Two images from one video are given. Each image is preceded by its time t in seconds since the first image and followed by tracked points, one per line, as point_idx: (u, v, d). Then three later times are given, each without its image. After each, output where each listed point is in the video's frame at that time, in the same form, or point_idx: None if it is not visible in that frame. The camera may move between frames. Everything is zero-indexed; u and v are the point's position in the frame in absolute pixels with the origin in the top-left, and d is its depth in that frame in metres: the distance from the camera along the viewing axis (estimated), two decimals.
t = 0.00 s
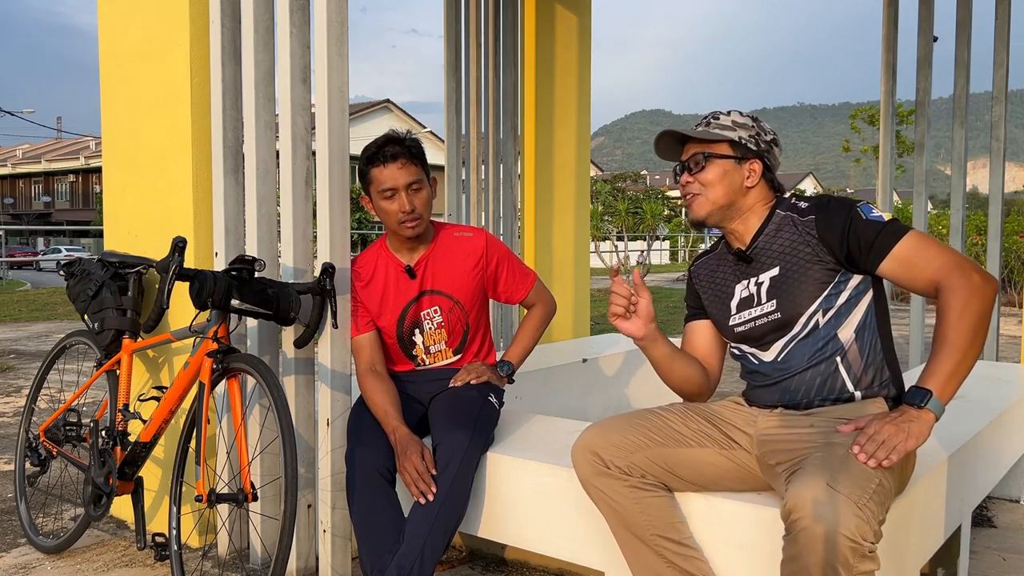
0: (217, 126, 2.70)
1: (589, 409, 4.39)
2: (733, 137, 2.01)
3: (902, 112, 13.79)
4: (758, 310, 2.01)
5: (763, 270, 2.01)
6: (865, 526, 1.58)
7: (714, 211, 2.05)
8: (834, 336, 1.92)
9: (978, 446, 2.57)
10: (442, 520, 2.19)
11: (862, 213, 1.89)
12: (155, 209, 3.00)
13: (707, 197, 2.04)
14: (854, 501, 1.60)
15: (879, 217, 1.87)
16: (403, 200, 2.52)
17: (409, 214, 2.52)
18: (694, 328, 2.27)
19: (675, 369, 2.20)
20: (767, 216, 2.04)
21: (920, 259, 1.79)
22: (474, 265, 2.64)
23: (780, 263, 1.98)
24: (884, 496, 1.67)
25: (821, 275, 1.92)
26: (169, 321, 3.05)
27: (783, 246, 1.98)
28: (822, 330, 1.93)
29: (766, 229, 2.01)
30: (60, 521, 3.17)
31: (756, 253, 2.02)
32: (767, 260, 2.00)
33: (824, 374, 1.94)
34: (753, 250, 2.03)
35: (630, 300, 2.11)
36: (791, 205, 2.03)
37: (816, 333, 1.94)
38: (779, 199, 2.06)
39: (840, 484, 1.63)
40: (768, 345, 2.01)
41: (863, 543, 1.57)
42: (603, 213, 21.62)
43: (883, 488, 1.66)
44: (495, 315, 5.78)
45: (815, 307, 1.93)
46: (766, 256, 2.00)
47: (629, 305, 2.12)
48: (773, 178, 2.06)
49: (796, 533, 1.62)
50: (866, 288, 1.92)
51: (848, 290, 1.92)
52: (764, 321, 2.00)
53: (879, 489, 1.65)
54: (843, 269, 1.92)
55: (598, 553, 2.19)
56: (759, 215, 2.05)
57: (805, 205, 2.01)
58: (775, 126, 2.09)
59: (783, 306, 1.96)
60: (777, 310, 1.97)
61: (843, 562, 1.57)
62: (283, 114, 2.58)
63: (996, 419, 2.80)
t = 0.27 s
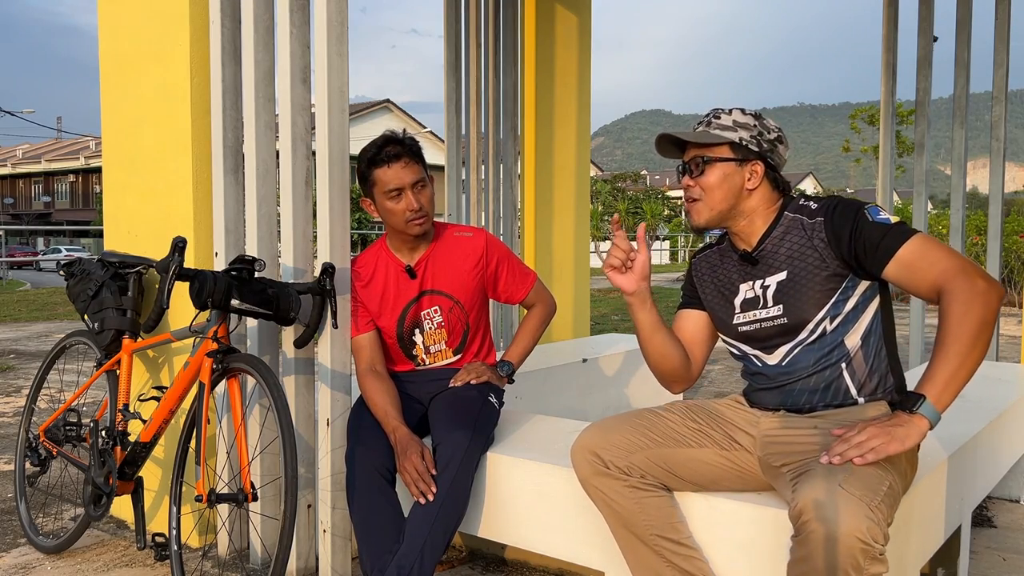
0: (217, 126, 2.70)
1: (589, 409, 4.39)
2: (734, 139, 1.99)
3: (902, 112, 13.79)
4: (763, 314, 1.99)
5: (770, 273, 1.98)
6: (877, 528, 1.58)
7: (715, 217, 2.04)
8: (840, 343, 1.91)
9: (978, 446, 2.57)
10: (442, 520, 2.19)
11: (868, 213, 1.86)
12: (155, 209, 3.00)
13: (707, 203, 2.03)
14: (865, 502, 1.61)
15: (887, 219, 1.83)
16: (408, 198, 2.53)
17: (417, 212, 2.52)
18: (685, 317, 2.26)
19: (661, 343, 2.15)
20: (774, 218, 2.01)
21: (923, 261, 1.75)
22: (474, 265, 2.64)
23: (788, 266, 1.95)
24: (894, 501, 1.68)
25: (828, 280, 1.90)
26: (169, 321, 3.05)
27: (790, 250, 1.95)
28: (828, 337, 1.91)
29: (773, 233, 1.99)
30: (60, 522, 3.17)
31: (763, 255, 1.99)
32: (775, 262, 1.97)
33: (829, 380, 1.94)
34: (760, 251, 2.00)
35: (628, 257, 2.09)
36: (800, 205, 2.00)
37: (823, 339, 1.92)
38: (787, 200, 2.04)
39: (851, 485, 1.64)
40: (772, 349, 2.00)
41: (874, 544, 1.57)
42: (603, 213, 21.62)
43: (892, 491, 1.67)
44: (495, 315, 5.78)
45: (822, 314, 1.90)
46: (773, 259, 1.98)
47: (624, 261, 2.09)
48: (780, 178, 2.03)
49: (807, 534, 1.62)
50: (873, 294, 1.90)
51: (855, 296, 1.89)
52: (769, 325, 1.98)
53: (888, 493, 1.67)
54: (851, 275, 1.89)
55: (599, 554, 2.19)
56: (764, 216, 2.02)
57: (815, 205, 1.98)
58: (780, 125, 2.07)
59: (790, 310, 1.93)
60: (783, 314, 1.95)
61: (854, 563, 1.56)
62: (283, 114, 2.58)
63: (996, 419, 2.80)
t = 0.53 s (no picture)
0: (217, 126, 2.70)
1: (589, 409, 4.38)
2: (734, 133, 1.98)
3: (902, 112, 13.79)
4: (756, 322, 1.99)
5: (763, 279, 1.98)
6: (893, 536, 1.58)
7: (712, 211, 2.02)
8: (834, 349, 1.91)
9: (978, 446, 2.57)
10: (443, 520, 2.19)
11: (849, 215, 1.84)
12: (155, 208, 3.00)
13: (705, 197, 2.02)
14: (883, 510, 1.60)
15: (867, 220, 1.79)
16: (411, 198, 2.53)
17: (420, 211, 2.52)
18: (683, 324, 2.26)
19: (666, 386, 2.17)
20: (768, 220, 2.00)
21: (898, 260, 1.71)
22: (474, 265, 2.64)
23: (780, 273, 1.95)
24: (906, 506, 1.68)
25: (819, 287, 1.90)
26: (169, 321, 3.05)
27: (781, 255, 1.95)
28: (821, 344, 1.91)
29: (764, 238, 1.98)
30: (60, 522, 3.17)
31: (755, 261, 1.99)
32: (767, 268, 1.97)
33: (823, 387, 1.94)
34: (752, 257, 2.00)
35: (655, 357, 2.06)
36: (791, 207, 1.99)
37: (817, 346, 1.92)
38: (780, 199, 2.03)
39: (869, 493, 1.62)
40: (769, 356, 2.01)
41: (890, 552, 1.57)
42: (603, 213, 21.62)
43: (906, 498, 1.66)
44: (495, 315, 5.78)
45: (814, 321, 1.91)
46: (764, 266, 1.97)
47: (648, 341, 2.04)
48: (776, 176, 2.02)
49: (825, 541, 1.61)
50: (865, 299, 1.89)
51: (847, 302, 1.88)
52: (763, 334, 1.98)
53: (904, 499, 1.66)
54: (840, 279, 1.88)
55: (598, 553, 2.19)
56: (759, 218, 2.02)
57: (805, 207, 1.96)
58: (781, 122, 2.06)
59: (782, 318, 1.94)
60: (776, 322, 1.95)
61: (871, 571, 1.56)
62: (283, 114, 2.58)
63: (996, 419, 2.80)
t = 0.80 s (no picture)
0: (217, 126, 2.70)
1: (589, 409, 4.38)
2: (728, 132, 1.96)
3: (902, 112, 13.79)
4: (746, 326, 1.97)
5: (753, 282, 1.96)
6: (865, 543, 1.58)
7: (704, 210, 1.99)
8: (823, 352, 1.90)
9: (978, 446, 2.57)
10: (443, 520, 2.20)
11: (832, 215, 1.83)
12: (155, 208, 3.01)
13: (697, 196, 1.99)
14: (855, 518, 1.60)
15: (850, 221, 1.79)
16: (411, 198, 2.53)
17: (419, 211, 2.52)
18: (667, 335, 2.21)
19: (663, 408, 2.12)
20: (757, 220, 1.99)
21: (879, 271, 1.72)
22: (473, 266, 2.64)
23: (770, 276, 1.93)
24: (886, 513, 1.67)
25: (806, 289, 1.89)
26: (169, 321, 3.05)
27: (769, 258, 1.93)
28: (810, 348, 1.90)
29: (754, 240, 1.96)
30: (60, 521, 3.17)
31: (746, 264, 1.97)
32: (758, 271, 1.95)
33: (814, 390, 1.93)
34: (743, 260, 1.97)
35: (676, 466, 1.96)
36: (778, 208, 1.97)
37: (806, 350, 1.91)
38: (767, 200, 2.02)
39: (841, 502, 1.62)
40: (758, 363, 1.99)
41: (863, 561, 1.56)
42: (604, 213, 21.62)
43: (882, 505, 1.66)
44: (495, 315, 5.78)
45: (801, 324, 1.90)
46: (754, 268, 1.95)
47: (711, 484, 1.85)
48: (766, 176, 2.01)
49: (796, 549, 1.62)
50: (851, 304, 1.88)
51: (834, 306, 1.88)
52: (755, 337, 1.96)
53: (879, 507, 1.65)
54: (827, 282, 1.88)
55: (598, 553, 2.19)
56: (749, 219, 2.00)
57: (791, 207, 1.96)
58: (769, 121, 2.06)
59: (773, 322, 1.93)
60: (767, 326, 1.94)
61: None
62: (283, 114, 2.58)
63: (996, 419, 2.81)
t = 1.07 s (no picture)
0: (217, 126, 2.70)
1: (588, 409, 4.38)
2: (721, 135, 1.96)
3: (902, 112, 13.80)
4: (744, 328, 1.97)
5: (752, 283, 1.95)
6: (843, 547, 1.59)
7: (697, 214, 1.99)
8: (823, 355, 1.90)
9: (978, 445, 2.57)
10: (443, 520, 2.20)
11: (830, 214, 1.81)
12: (155, 209, 3.00)
13: (690, 199, 1.98)
14: (833, 522, 1.60)
15: (847, 221, 1.77)
16: (411, 198, 2.53)
17: (419, 211, 2.52)
18: (664, 336, 2.20)
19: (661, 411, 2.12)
20: (756, 221, 1.98)
21: (873, 276, 1.70)
22: (474, 266, 2.64)
23: (769, 278, 1.93)
24: (870, 518, 1.67)
25: (804, 291, 1.89)
26: (169, 321, 3.05)
27: (768, 258, 1.92)
28: (809, 350, 1.90)
29: (753, 241, 1.95)
30: (60, 522, 3.17)
31: (745, 265, 1.97)
32: (757, 272, 1.95)
33: (812, 392, 1.94)
34: (741, 262, 1.97)
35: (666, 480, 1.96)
36: (778, 207, 1.96)
37: (805, 352, 1.91)
38: (766, 201, 2.00)
39: (821, 506, 1.62)
40: (755, 365, 2.00)
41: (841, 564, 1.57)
42: (604, 213, 21.62)
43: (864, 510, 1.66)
44: (495, 315, 5.78)
45: (800, 326, 1.90)
46: (754, 268, 1.95)
47: (700, 519, 1.82)
48: (764, 175, 1.99)
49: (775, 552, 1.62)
50: (848, 307, 1.88)
51: (832, 308, 1.88)
52: (754, 339, 1.96)
53: (861, 512, 1.66)
54: (825, 283, 1.87)
55: (598, 553, 2.19)
56: (747, 221, 1.99)
57: (791, 205, 1.94)
58: (768, 118, 2.03)
59: (771, 324, 1.93)
60: (765, 328, 1.94)
61: None
62: (283, 114, 2.58)
63: (996, 419, 2.81)
